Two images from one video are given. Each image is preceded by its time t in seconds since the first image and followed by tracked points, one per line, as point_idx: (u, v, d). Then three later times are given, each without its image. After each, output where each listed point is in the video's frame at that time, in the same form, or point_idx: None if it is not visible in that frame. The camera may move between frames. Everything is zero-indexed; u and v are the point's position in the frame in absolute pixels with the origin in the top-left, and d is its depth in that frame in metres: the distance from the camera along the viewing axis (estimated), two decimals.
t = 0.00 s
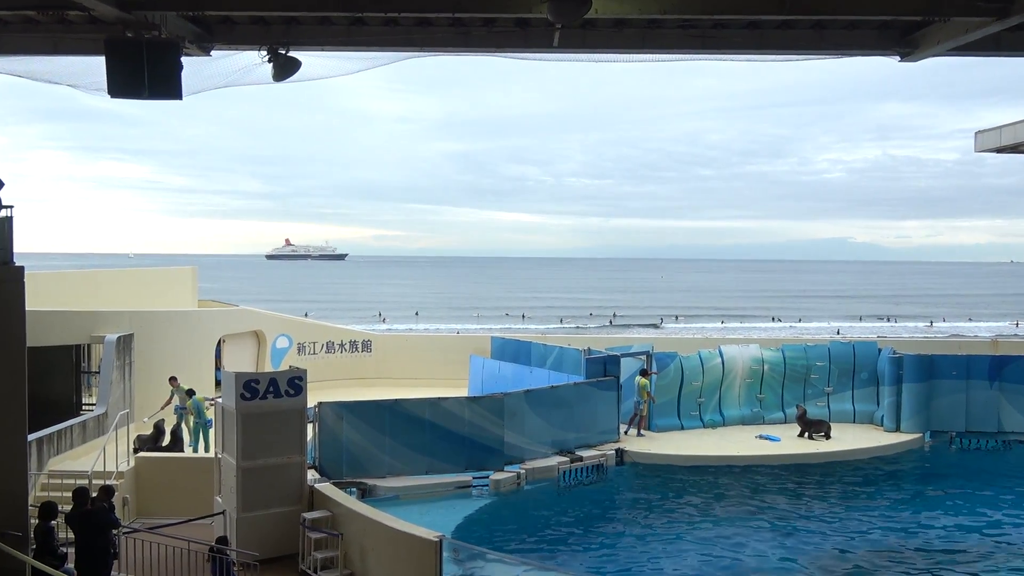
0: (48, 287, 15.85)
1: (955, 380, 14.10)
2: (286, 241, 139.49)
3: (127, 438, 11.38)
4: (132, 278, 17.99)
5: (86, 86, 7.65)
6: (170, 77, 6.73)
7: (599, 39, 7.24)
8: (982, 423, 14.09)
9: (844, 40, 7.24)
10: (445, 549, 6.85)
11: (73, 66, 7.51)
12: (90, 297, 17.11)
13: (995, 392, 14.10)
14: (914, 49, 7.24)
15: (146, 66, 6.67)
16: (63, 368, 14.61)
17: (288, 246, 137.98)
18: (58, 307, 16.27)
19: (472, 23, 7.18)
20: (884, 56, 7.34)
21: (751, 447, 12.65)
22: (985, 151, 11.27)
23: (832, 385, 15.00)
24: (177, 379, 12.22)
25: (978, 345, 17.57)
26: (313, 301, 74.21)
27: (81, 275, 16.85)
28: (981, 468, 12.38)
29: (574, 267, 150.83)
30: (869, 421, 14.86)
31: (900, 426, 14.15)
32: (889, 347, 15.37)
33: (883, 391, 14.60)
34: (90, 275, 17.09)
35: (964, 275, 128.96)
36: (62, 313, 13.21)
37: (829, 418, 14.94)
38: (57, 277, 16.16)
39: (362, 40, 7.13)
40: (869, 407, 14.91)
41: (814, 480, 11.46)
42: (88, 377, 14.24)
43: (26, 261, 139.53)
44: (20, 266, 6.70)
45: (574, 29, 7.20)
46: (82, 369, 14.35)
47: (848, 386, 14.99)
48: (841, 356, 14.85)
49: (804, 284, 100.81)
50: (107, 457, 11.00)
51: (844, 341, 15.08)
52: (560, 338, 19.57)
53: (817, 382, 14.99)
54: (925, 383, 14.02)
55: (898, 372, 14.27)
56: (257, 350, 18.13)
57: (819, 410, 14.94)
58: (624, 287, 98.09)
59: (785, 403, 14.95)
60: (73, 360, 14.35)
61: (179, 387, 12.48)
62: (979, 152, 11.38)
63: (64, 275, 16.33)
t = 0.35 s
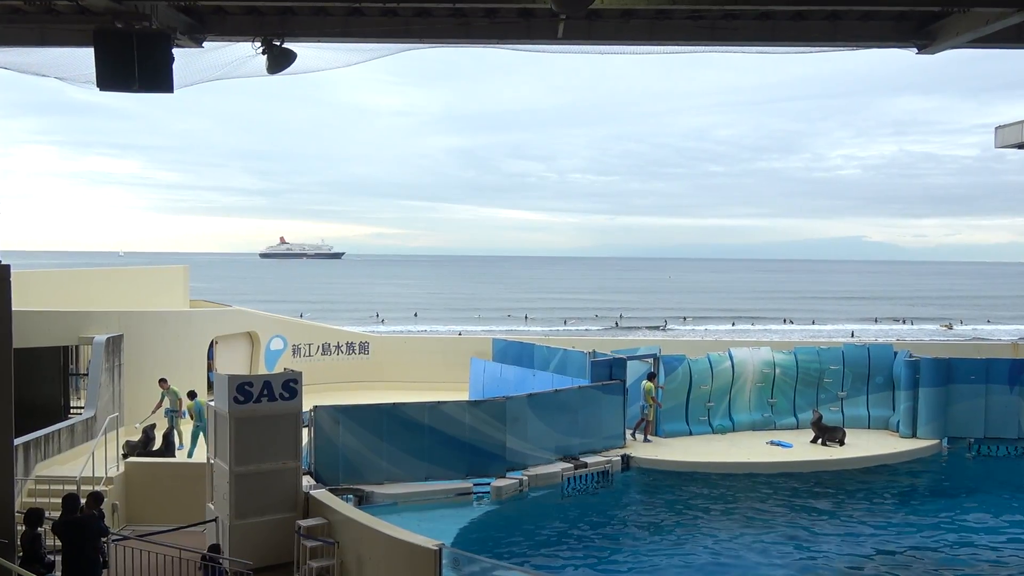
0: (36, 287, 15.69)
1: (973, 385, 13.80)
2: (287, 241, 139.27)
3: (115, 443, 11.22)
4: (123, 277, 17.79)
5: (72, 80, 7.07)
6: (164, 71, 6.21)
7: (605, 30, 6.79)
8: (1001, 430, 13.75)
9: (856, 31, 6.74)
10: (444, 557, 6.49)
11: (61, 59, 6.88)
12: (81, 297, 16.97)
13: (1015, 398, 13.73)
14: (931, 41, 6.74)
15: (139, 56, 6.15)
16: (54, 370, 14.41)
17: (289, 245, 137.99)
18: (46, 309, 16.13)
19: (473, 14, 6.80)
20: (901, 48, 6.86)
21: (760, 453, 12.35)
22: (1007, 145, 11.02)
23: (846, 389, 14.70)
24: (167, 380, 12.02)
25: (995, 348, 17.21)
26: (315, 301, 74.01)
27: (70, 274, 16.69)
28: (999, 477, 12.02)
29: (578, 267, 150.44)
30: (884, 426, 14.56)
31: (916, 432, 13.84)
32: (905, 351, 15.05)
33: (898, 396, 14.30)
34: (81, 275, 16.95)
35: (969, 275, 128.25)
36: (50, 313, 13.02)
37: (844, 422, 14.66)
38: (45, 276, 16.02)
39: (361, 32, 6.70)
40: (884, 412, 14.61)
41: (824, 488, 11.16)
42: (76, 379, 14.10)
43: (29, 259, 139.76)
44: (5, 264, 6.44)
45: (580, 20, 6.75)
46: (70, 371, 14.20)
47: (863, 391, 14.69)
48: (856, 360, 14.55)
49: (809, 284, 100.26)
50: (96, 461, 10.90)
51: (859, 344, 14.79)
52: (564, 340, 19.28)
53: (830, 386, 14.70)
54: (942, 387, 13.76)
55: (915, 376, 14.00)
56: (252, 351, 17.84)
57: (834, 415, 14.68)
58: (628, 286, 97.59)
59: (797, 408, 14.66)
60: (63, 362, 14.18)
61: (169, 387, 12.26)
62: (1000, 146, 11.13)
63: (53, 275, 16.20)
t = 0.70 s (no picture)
0: (37, 286, 15.69)
1: (974, 386, 13.80)
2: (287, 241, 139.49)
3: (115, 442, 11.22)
4: (124, 276, 17.79)
5: (74, 79, 7.06)
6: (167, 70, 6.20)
7: (608, 30, 6.77)
8: (1003, 431, 13.74)
9: (860, 32, 6.72)
10: (445, 557, 6.49)
11: (63, 59, 6.85)
12: (82, 296, 16.98)
13: (1017, 398, 13.71)
14: (932, 41, 6.73)
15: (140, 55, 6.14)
16: (55, 369, 14.42)
17: (289, 245, 138.04)
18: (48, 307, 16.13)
19: (475, 14, 6.77)
20: (901, 49, 6.84)
21: (761, 454, 12.36)
22: (1008, 147, 10.98)
23: (847, 390, 14.71)
24: (168, 380, 12.05)
25: (996, 348, 17.20)
26: (315, 301, 74.01)
27: (70, 274, 16.68)
28: (1000, 478, 12.02)
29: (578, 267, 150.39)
30: (885, 426, 14.56)
31: (917, 433, 13.84)
32: (906, 351, 15.04)
33: (899, 396, 14.30)
34: (82, 274, 16.96)
35: (970, 275, 128.22)
36: (51, 312, 13.02)
37: (845, 423, 14.66)
38: (46, 275, 16.02)
39: (363, 31, 6.71)
40: (885, 412, 14.61)
41: (825, 489, 11.16)
42: (78, 378, 14.14)
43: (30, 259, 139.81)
44: (7, 264, 6.46)
45: (581, 20, 6.74)
46: (71, 370, 14.23)
47: (864, 391, 14.69)
48: (857, 361, 14.56)
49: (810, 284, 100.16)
50: (97, 460, 10.92)
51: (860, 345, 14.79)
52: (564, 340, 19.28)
53: (831, 387, 14.70)
54: (943, 387, 13.75)
55: (916, 376, 14.00)
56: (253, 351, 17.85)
57: (835, 415, 14.67)
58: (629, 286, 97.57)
59: (798, 409, 14.66)
60: (63, 361, 14.20)
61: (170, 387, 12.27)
62: (1001, 148, 11.08)
63: (54, 274, 16.21)
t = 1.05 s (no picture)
0: (40, 285, 15.71)
1: (975, 386, 13.79)
2: (289, 241, 139.37)
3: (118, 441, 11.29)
4: (125, 276, 17.82)
5: (75, 79, 7.06)
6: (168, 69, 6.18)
7: (610, 30, 6.77)
8: (1004, 431, 13.73)
9: (862, 32, 6.71)
10: (445, 556, 6.48)
11: (65, 58, 6.83)
12: (84, 296, 17.00)
13: (1018, 398, 13.70)
14: (934, 41, 6.72)
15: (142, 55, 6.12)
16: (56, 369, 14.44)
17: (291, 244, 138.19)
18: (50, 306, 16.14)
19: (476, 14, 6.77)
20: (903, 49, 6.84)
21: (762, 453, 12.36)
22: (1009, 147, 10.97)
23: (848, 390, 14.71)
24: (171, 379, 12.07)
25: (998, 348, 17.18)
26: (316, 300, 74.02)
27: (72, 272, 16.70)
28: (1001, 478, 12.01)
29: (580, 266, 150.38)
30: (887, 426, 14.55)
31: (918, 433, 13.84)
32: (908, 351, 15.03)
33: (901, 396, 14.29)
34: (84, 273, 16.98)
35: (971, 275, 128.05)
36: (53, 311, 13.04)
37: (846, 422, 14.66)
38: (48, 275, 16.04)
39: (365, 30, 6.69)
40: (886, 412, 14.61)
41: (826, 489, 11.16)
42: (79, 377, 14.17)
43: (32, 258, 140.17)
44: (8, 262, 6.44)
45: (583, 19, 6.73)
46: (73, 369, 14.26)
47: (865, 391, 14.69)
48: (858, 361, 14.56)
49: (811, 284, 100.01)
50: (98, 459, 10.95)
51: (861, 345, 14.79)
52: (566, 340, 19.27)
53: (832, 386, 14.69)
54: (944, 387, 13.74)
55: (917, 376, 13.99)
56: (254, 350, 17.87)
57: (836, 415, 14.66)
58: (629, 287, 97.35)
59: (800, 409, 14.66)
60: (65, 361, 14.22)
61: (171, 386, 12.29)
62: (1003, 147, 11.07)
63: (56, 273, 16.23)
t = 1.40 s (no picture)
0: (43, 284, 15.74)
1: (979, 386, 13.76)
2: (291, 241, 139.52)
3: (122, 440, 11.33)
4: (129, 275, 17.85)
5: (79, 78, 7.06)
6: (172, 69, 6.17)
7: (614, 29, 6.76)
8: (1008, 431, 13.70)
9: (866, 31, 6.69)
10: (448, 555, 6.48)
11: (69, 59, 6.84)
12: (87, 295, 17.03)
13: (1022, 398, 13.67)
14: (938, 40, 6.70)
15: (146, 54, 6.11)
16: (59, 368, 14.48)
17: (294, 244, 138.30)
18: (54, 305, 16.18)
19: (479, 13, 6.75)
20: (907, 48, 6.81)
21: (765, 453, 12.36)
22: (1014, 146, 10.94)
23: (852, 389, 14.69)
24: (176, 378, 12.10)
25: (1003, 348, 17.15)
26: (319, 300, 74.06)
27: (75, 271, 16.74)
28: (1005, 478, 11.98)
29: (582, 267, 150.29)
30: (890, 426, 14.53)
31: (922, 433, 13.82)
32: (912, 351, 15.00)
33: (904, 396, 14.27)
34: (87, 272, 17.01)
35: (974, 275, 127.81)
36: (57, 310, 13.06)
37: (850, 422, 14.64)
38: (51, 274, 16.07)
39: (368, 29, 6.67)
40: (890, 412, 14.59)
41: (830, 488, 11.15)
42: (83, 376, 14.22)
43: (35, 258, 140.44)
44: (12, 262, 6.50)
45: (586, 18, 6.71)
46: (77, 368, 14.31)
47: (869, 391, 14.67)
48: (862, 360, 14.54)
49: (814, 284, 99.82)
50: (102, 458, 10.99)
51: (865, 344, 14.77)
52: (569, 339, 19.27)
53: (836, 386, 14.67)
54: (948, 388, 13.72)
55: (921, 376, 13.97)
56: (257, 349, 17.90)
57: (839, 415, 14.65)
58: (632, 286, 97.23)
59: (803, 408, 14.65)
60: (69, 360, 14.25)
61: (176, 386, 12.32)
62: (1007, 147, 11.04)
63: (60, 272, 16.26)
